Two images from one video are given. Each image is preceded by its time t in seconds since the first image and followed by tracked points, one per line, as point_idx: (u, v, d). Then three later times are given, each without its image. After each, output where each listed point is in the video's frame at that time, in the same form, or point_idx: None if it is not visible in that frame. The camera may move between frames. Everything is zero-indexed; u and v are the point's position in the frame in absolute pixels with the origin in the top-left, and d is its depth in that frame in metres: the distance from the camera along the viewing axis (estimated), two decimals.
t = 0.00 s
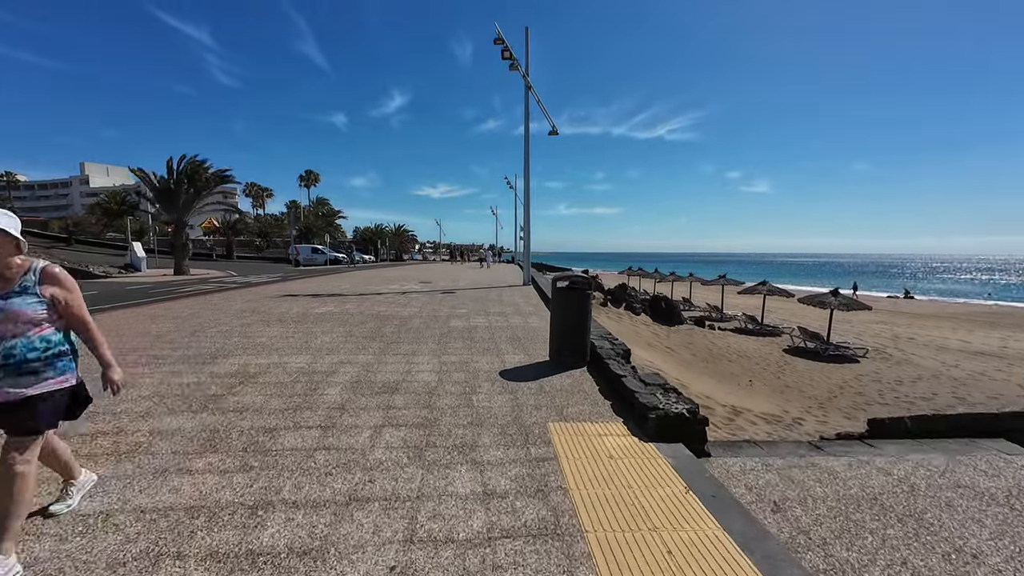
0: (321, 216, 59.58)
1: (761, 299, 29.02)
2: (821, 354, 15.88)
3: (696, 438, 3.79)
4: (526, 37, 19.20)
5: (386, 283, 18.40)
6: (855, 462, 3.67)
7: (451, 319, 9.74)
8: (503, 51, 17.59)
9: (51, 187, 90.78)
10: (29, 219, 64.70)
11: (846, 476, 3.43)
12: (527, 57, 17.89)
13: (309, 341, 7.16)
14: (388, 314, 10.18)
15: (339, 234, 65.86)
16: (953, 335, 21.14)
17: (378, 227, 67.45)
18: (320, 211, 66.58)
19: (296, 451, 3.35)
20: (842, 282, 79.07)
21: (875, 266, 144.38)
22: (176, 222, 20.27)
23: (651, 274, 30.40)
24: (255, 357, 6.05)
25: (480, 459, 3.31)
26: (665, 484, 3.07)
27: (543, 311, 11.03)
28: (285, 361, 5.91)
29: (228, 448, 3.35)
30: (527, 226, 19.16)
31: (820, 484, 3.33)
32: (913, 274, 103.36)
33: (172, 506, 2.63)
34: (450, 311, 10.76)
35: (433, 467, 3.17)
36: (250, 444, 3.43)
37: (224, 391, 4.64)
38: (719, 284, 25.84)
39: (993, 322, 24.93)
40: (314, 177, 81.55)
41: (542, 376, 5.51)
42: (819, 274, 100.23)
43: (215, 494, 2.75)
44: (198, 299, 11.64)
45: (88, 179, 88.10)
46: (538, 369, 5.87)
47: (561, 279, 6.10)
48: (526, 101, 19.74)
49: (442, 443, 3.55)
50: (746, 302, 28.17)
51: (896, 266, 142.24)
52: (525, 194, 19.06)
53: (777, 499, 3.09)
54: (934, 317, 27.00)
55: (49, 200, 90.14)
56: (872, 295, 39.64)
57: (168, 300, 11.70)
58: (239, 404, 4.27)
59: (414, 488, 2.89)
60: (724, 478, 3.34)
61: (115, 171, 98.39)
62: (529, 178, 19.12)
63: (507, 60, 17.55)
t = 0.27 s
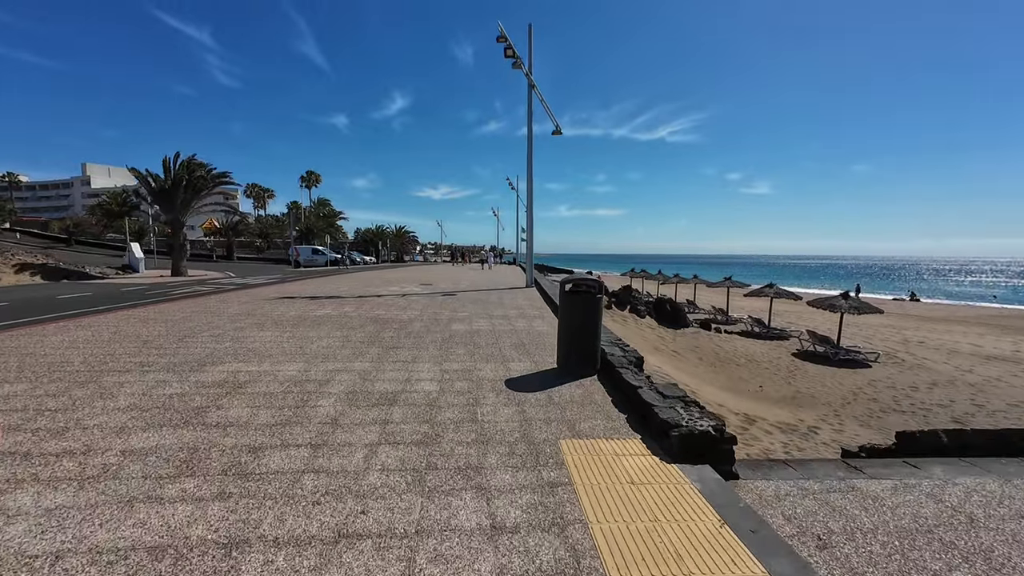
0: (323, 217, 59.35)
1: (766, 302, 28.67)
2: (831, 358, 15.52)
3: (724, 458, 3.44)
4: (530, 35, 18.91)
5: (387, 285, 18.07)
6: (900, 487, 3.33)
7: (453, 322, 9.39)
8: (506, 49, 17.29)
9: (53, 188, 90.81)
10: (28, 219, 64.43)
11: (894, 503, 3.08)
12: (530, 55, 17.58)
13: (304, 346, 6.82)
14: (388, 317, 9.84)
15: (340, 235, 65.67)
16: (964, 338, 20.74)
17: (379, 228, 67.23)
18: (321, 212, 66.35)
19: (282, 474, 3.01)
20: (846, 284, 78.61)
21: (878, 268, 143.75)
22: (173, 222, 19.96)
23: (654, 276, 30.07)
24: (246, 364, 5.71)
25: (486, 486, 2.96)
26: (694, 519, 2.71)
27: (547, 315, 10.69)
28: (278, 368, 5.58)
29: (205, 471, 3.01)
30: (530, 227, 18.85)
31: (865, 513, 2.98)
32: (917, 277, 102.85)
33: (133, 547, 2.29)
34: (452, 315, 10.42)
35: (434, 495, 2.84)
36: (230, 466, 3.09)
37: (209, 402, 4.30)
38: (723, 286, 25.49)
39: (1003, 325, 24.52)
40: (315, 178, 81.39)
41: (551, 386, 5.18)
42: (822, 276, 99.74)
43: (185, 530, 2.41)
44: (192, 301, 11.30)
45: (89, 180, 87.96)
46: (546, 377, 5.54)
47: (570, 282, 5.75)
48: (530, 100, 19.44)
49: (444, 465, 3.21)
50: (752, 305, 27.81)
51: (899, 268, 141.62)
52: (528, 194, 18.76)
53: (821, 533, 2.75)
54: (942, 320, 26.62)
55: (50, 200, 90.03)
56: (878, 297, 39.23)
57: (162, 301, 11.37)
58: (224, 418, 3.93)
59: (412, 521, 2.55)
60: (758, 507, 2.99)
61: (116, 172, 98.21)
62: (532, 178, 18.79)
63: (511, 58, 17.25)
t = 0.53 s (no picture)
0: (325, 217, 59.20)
1: (773, 304, 28.26)
2: (842, 362, 15.13)
3: (754, 482, 3.11)
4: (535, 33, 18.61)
5: (389, 286, 17.80)
6: (952, 514, 2.99)
7: (455, 325, 9.10)
8: (511, 46, 17.00)
9: (58, 188, 91.14)
10: (32, 219, 64.57)
11: (949, 535, 2.75)
12: (535, 53, 17.30)
13: (300, 351, 6.52)
14: (389, 320, 9.54)
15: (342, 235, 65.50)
16: (977, 342, 20.29)
17: (381, 228, 67.08)
18: (324, 212, 66.28)
19: (265, 501, 2.70)
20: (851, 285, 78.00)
21: (883, 269, 142.67)
22: (173, 222, 19.77)
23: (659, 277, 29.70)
24: (238, 371, 5.42)
25: (492, 515, 2.64)
26: (731, 557, 2.38)
27: (553, 318, 10.37)
28: (271, 375, 5.28)
29: (179, 497, 2.71)
30: (534, 228, 18.55)
31: (919, 547, 2.65)
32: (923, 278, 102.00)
33: None
34: (454, 317, 10.13)
35: (434, 526, 2.53)
36: (208, 491, 2.78)
37: (193, 415, 4.00)
38: (730, 288, 25.11)
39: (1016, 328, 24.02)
40: (318, 178, 81.35)
41: (560, 396, 4.86)
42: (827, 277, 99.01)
43: (149, 572, 2.10)
44: (189, 302, 11.04)
45: (93, 180, 88.22)
46: (554, 386, 5.23)
47: (579, 285, 5.44)
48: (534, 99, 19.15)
49: (445, 489, 2.90)
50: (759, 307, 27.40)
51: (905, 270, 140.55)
52: (533, 194, 18.46)
53: (872, 572, 2.42)
54: (953, 322, 26.14)
55: (54, 200, 90.36)
56: (886, 299, 38.69)
57: (158, 302, 11.13)
58: (207, 433, 3.63)
59: (408, 561, 2.23)
60: (798, 539, 2.66)
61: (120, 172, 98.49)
62: (536, 178, 18.48)
63: (515, 55, 16.95)
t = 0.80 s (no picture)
0: (329, 215, 59.06)
1: (781, 305, 27.78)
2: (855, 365, 14.72)
3: (787, 506, 2.76)
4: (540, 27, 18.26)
5: (390, 285, 17.52)
6: (1013, 546, 2.64)
7: (457, 326, 8.78)
8: (515, 40, 16.66)
9: (64, 186, 91.57)
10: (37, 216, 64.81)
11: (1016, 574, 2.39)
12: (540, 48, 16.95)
13: (293, 353, 6.22)
14: (389, 320, 9.23)
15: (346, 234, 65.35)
16: (992, 344, 19.78)
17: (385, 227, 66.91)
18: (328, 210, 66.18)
19: (234, 528, 2.38)
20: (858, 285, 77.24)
21: (891, 270, 141.25)
22: (173, 220, 19.59)
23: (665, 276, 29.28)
24: (225, 374, 5.12)
25: (493, 548, 2.31)
26: None
27: (558, 319, 10.04)
28: (259, 380, 4.97)
29: (138, 524, 2.39)
30: (539, 226, 18.22)
31: None
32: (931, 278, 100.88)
33: None
34: (456, 317, 9.80)
35: (425, 561, 2.19)
36: (172, 516, 2.47)
37: (169, 424, 3.69)
38: (738, 288, 24.66)
39: None
40: (322, 176, 81.30)
41: (567, 405, 4.53)
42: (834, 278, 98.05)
43: None
44: (184, 301, 10.78)
45: (100, 178, 88.64)
46: (561, 393, 4.90)
47: (588, 285, 5.11)
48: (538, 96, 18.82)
49: (440, 515, 2.57)
50: (766, 307, 26.93)
51: (912, 270, 139.17)
52: (537, 192, 18.12)
53: None
54: (966, 324, 25.59)
55: (61, 198, 90.84)
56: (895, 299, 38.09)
57: (153, 301, 10.87)
58: (181, 445, 3.32)
59: None
60: None
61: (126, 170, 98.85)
62: (541, 175, 18.13)
63: (519, 50, 16.60)
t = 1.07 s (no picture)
0: (333, 214, 58.95)
1: (791, 306, 27.25)
2: (871, 369, 14.25)
3: (833, 550, 2.41)
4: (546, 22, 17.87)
5: (392, 285, 17.22)
6: None
7: (459, 329, 8.43)
8: (520, 35, 16.29)
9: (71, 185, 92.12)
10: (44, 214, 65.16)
11: None
12: (546, 43, 16.56)
13: (286, 360, 5.90)
14: (388, 323, 8.91)
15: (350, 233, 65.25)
16: (1011, 348, 19.21)
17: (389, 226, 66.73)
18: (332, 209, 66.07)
19: None
20: (867, 286, 76.26)
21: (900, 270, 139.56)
22: (174, 218, 19.42)
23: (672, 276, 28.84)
24: (211, 383, 4.81)
25: None
26: None
27: (564, 322, 9.68)
28: (246, 390, 4.66)
29: (83, 571, 2.06)
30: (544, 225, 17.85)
31: None
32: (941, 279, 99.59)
33: None
34: (458, 320, 9.46)
35: None
36: (125, 561, 2.14)
37: (141, 442, 3.38)
38: (747, 289, 24.18)
39: None
40: (326, 175, 81.27)
41: (576, 420, 4.18)
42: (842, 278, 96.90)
43: None
44: (181, 302, 10.51)
45: (107, 176, 89.06)
46: (568, 407, 4.54)
47: (597, 289, 4.77)
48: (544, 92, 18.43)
49: (432, 560, 2.23)
50: (776, 308, 26.42)
51: (921, 270, 137.49)
52: (542, 190, 17.75)
53: None
54: (981, 326, 24.99)
55: (69, 197, 91.41)
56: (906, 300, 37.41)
57: (149, 302, 10.62)
58: (149, 468, 3.00)
59: None
60: None
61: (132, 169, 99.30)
62: (546, 174, 17.75)
63: (525, 45, 16.23)
